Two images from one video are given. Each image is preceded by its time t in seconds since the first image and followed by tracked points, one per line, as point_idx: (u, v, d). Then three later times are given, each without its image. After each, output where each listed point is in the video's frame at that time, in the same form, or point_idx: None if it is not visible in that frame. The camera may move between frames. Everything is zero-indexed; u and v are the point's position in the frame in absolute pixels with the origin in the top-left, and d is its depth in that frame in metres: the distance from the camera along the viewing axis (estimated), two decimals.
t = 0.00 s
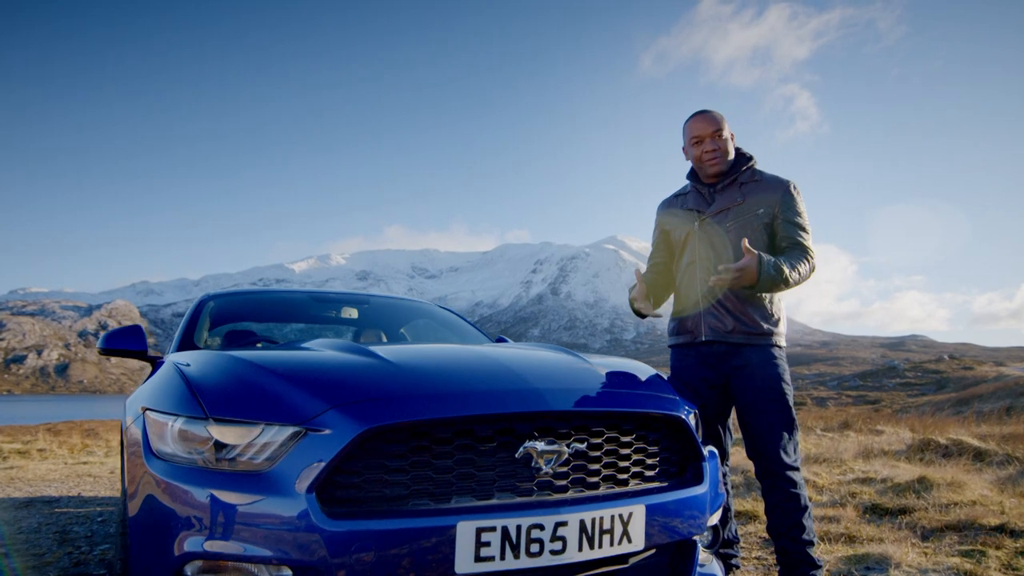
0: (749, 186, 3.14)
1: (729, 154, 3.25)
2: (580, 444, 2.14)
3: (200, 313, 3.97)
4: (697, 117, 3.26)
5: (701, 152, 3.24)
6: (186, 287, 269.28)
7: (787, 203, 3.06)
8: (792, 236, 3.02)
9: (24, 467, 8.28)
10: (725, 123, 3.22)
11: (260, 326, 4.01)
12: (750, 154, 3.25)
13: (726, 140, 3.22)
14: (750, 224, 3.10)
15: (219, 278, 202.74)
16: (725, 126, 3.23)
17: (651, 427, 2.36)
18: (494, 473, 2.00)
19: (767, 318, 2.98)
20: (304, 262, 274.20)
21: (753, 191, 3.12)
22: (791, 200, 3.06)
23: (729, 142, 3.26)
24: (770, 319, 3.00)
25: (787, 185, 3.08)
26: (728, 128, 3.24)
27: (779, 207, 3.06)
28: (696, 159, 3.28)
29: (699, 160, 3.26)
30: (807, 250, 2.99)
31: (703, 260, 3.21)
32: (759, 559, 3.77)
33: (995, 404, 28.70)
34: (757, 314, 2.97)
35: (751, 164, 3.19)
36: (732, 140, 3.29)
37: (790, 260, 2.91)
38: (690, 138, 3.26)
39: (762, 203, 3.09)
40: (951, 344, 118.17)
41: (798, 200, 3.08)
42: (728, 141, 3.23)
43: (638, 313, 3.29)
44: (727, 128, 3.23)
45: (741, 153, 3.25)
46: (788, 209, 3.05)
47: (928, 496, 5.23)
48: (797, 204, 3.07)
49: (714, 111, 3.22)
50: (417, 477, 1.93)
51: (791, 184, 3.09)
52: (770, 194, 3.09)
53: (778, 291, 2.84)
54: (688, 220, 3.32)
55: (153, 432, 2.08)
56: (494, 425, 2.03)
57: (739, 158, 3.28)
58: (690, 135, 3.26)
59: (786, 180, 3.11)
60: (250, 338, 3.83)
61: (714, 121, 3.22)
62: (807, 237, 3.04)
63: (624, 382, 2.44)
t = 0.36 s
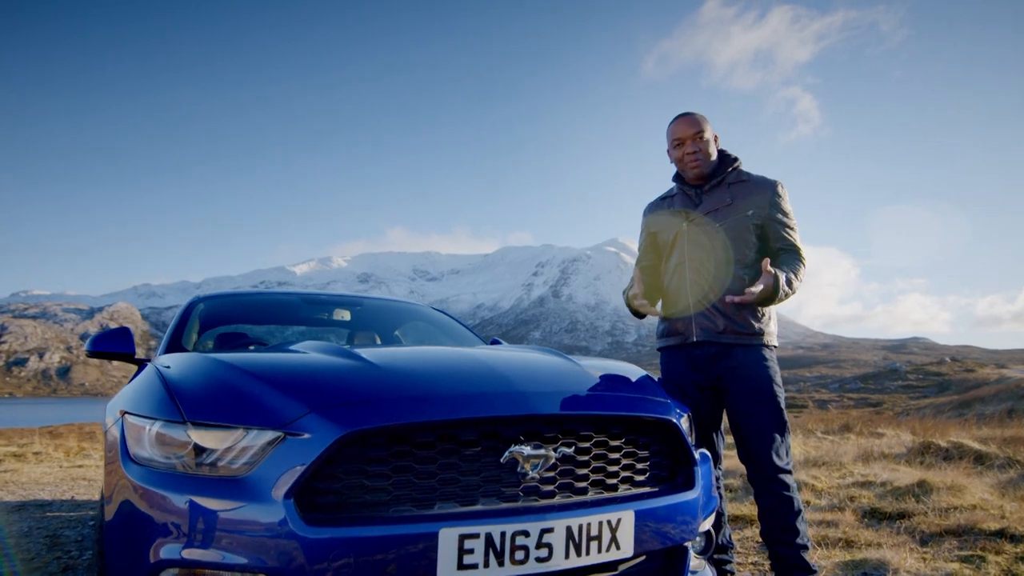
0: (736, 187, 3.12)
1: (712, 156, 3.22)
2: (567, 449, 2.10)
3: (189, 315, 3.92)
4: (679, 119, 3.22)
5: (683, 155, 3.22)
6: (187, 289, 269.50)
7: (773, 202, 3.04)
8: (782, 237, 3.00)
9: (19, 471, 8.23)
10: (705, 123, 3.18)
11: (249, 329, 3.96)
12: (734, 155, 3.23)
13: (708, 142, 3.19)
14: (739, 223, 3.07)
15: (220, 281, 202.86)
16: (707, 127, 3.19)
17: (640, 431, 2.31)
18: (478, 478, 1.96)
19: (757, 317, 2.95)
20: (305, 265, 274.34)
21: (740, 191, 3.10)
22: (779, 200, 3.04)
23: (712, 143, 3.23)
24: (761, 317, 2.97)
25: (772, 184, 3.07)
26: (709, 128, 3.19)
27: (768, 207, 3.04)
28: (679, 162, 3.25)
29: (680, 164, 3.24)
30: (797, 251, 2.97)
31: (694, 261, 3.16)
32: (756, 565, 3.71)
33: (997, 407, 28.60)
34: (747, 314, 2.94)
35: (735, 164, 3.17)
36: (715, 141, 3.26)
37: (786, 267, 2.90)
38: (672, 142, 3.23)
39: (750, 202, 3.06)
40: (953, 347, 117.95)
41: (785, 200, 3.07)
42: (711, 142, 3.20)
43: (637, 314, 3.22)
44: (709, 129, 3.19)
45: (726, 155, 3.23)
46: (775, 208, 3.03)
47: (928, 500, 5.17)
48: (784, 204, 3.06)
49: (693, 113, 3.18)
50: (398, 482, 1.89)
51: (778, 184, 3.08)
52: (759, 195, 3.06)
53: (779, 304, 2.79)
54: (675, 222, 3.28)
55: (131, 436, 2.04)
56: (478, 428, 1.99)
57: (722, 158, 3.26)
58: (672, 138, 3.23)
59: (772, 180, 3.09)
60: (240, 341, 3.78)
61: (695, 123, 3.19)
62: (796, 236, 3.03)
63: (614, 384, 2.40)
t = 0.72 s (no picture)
0: (727, 188, 3.10)
1: (701, 159, 3.18)
2: (555, 454, 2.05)
3: (180, 317, 3.88)
4: (667, 123, 3.17)
5: (672, 160, 3.18)
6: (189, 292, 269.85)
7: (765, 203, 3.01)
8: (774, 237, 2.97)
9: (15, 474, 8.20)
10: (694, 127, 3.13)
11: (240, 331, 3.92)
12: (722, 156, 3.20)
13: (696, 146, 3.15)
14: (731, 224, 3.04)
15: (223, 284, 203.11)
16: (695, 131, 3.14)
17: (631, 436, 2.27)
18: (462, 484, 1.91)
19: (753, 320, 2.92)
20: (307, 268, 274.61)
21: (732, 192, 3.07)
22: (770, 200, 3.02)
23: (701, 146, 3.18)
24: (755, 318, 2.94)
25: (764, 185, 3.05)
26: (698, 131, 3.14)
27: (759, 208, 3.01)
28: (668, 166, 3.21)
29: (669, 169, 3.21)
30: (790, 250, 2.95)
31: (687, 263, 3.12)
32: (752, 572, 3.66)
33: (1001, 411, 28.45)
34: (742, 316, 2.91)
35: (725, 167, 3.15)
36: (704, 143, 3.22)
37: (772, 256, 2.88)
38: (661, 146, 3.19)
39: (742, 203, 3.03)
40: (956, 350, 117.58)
41: (777, 200, 3.04)
42: (699, 146, 3.15)
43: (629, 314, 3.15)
44: (697, 132, 3.14)
45: (714, 158, 3.20)
46: (767, 209, 3.01)
47: (929, 505, 5.11)
48: (775, 204, 3.04)
49: (683, 117, 3.13)
50: (380, 488, 1.84)
51: (769, 185, 3.05)
52: (750, 196, 3.04)
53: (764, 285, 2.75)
54: (667, 225, 3.24)
55: (109, 441, 1.99)
56: (462, 434, 1.94)
57: (712, 161, 3.22)
58: (660, 142, 3.18)
59: (763, 180, 3.06)
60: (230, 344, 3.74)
61: (684, 127, 3.14)
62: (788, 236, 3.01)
63: (604, 388, 2.35)
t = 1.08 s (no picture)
0: (721, 187, 3.05)
1: (693, 160, 3.14)
2: (544, 459, 2.02)
3: (172, 319, 3.85)
4: (657, 127, 3.14)
5: (663, 163, 3.15)
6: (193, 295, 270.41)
7: (760, 202, 2.97)
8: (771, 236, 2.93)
9: (13, 477, 8.18)
10: (685, 129, 3.09)
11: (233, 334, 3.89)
12: (716, 155, 3.16)
13: (688, 148, 3.11)
14: (726, 225, 2.99)
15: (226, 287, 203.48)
16: (686, 132, 3.10)
17: (622, 440, 2.23)
18: (448, 490, 1.87)
19: (746, 320, 2.88)
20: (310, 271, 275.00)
21: (726, 191, 3.03)
22: (765, 199, 2.97)
23: (693, 147, 3.14)
24: (749, 320, 2.90)
25: (758, 185, 3.00)
26: (690, 132, 3.11)
27: (754, 207, 2.97)
28: (660, 169, 3.18)
29: (661, 172, 3.18)
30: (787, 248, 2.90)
31: (680, 264, 3.08)
32: None
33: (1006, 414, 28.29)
34: (736, 316, 2.87)
35: (719, 167, 3.11)
36: (696, 143, 3.18)
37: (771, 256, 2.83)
38: (652, 150, 3.16)
39: (737, 203, 2.99)
40: (960, 352, 117.16)
41: (772, 199, 3.00)
42: (691, 147, 3.11)
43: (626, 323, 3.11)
44: (688, 134, 3.11)
45: (709, 157, 3.16)
46: (762, 208, 2.96)
47: (931, 510, 5.05)
48: (771, 204, 2.99)
49: (675, 120, 3.10)
50: (363, 494, 1.80)
51: (764, 184, 3.00)
52: (744, 196, 2.99)
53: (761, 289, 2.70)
54: (660, 225, 3.20)
55: (89, 445, 1.95)
56: (449, 438, 1.90)
57: (706, 160, 3.19)
58: (651, 145, 3.15)
59: (757, 179, 3.02)
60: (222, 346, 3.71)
61: (674, 129, 3.10)
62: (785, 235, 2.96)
63: (595, 391, 2.32)
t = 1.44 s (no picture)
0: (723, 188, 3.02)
1: (695, 161, 3.10)
2: (539, 464, 1.98)
3: (170, 322, 3.83)
4: (660, 127, 3.10)
5: (665, 164, 3.11)
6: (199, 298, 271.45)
7: (762, 203, 2.93)
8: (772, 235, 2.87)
9: (16, 480, 8.18)
10: (689, 130, 3.05)
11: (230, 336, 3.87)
12: (720, 156, 3.12)
13: (690, 149, 3.07)
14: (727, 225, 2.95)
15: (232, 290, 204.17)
16: (689, 133, 3.06)
17: (619, 444, 2.19)
18: (441, 495, 1.84)
19: (746, 324, 2.85)
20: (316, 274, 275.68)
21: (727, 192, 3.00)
22: (768, 200, 2.93)
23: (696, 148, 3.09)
24: (749, 322, 2.87)
25: (760, 186, 2.96)
26: (693, 134, 3.07)
27: (756, 209, 2.93)
28: (662, 169, 3.14)
29: (663, 172, 3.14)
30: (789, 245, 2.85)
31: (680, 266, 3.04)
32: None
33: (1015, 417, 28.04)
34: (735, 320, 2.84)
35: (722, 168, 3.07)
36: (699, 144, 3.14)
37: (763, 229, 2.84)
38: (654, 150, 3.12)
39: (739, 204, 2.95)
40: (968, 355, 116.39)
41: (775, 201, 2.96)
42: (693, 148, 3.07)
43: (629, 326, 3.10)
44: (691, 134, 3.07)
45: (713, 158, 3.13)
46: (764, 209, 2.92)
47: (938, 514, 4.98)
48: (774, 206, 2.95)
49: (679, 120, 3.05)
50: (354, 499, 1.77)
51: (767, 185, 2.97)
52: (746, 197, 2.95)
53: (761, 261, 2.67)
54: (661, 227, 3.17)
55: (78, 449, 1.93)
56: (441, 442, 1.87)
57: (709, 161, 3.15)
58: (654, 145, 3.12)
59: (760, 181, 2.98)
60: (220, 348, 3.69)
61: (677, 129, 3.06)
62: (788, 237, 2.92)
63: (591, 394, 2.29)
